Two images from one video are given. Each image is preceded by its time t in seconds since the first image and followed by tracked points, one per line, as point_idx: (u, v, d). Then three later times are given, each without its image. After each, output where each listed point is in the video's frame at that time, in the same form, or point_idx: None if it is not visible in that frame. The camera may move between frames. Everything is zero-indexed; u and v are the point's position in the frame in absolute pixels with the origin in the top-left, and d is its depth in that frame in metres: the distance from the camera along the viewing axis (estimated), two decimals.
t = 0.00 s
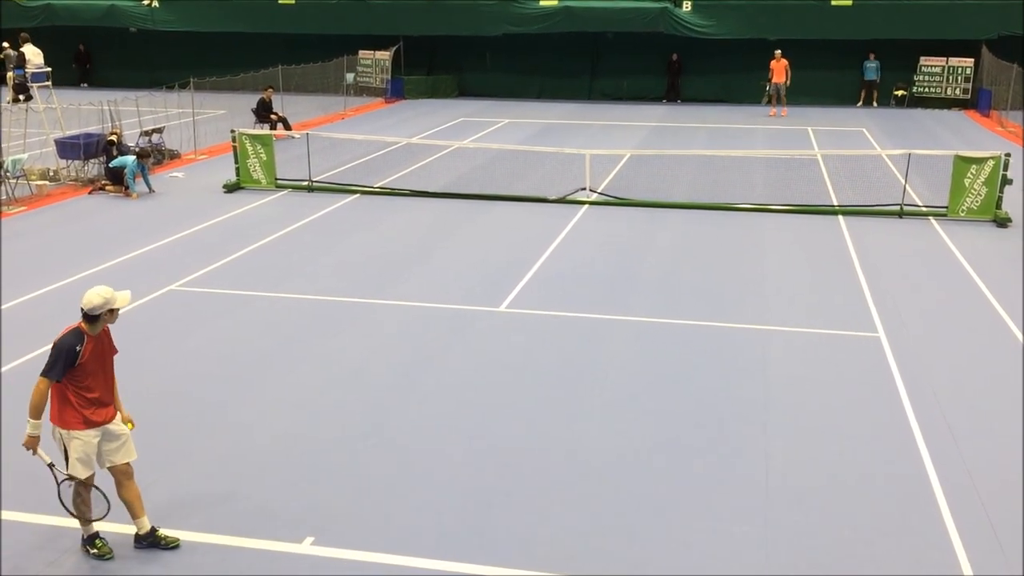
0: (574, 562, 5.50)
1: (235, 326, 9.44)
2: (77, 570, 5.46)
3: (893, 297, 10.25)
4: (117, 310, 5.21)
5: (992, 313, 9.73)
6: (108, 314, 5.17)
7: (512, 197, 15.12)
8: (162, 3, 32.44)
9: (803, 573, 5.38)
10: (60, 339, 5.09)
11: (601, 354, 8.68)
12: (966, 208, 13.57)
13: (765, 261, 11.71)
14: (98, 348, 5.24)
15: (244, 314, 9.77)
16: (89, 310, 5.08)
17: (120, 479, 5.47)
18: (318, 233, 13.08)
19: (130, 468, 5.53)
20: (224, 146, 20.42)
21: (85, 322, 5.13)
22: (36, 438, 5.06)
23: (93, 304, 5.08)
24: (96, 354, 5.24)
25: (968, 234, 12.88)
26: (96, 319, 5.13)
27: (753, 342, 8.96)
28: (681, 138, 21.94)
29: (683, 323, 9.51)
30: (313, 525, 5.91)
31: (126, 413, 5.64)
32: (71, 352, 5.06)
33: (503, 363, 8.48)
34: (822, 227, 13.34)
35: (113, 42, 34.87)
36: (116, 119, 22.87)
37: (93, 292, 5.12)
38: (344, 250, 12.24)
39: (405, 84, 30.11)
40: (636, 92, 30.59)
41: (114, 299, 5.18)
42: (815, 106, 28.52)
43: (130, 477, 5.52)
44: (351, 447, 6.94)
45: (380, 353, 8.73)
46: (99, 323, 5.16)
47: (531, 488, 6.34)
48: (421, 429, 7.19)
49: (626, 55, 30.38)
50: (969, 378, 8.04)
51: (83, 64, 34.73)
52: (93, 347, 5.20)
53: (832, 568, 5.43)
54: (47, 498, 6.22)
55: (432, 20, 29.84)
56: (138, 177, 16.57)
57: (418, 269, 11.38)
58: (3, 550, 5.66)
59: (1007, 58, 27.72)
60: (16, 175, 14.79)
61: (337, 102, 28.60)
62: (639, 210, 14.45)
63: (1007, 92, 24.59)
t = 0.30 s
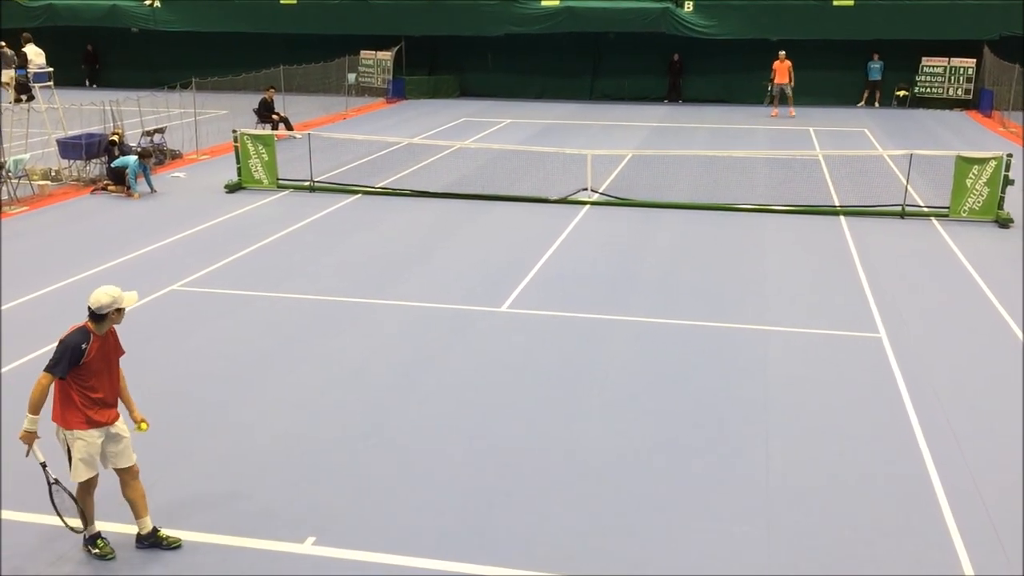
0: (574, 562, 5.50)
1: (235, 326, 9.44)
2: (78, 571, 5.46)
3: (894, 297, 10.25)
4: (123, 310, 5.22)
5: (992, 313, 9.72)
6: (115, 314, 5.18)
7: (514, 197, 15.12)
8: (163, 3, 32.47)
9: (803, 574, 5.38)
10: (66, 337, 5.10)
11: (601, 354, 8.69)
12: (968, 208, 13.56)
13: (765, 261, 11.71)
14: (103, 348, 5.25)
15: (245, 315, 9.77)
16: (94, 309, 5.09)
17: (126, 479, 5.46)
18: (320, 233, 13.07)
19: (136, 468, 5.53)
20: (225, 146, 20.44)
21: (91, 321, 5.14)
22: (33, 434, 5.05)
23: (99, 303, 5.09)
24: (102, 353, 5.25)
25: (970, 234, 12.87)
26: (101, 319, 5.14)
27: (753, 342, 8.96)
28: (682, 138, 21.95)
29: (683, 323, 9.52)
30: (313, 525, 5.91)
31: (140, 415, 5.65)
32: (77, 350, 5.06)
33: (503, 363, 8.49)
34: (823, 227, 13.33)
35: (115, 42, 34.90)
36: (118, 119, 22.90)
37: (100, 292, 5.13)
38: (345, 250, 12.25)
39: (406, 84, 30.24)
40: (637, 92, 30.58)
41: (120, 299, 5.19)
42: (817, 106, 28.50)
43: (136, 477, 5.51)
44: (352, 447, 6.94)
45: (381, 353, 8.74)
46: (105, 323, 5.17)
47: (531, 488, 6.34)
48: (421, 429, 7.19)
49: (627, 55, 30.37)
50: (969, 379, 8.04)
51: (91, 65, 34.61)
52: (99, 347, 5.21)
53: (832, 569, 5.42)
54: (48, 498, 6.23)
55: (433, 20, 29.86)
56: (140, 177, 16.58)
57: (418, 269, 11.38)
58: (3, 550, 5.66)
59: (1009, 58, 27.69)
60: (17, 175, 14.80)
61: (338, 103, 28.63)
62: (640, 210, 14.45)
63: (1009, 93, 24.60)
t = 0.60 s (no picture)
0: (577, 562, 5.51)
1: (237, 326, 9.45)
2: (80, 570, 5.46)
3: (896, 297, 10.25)
4: (141, 320, 5.24)
5: (994, 313, 9.72)
6: (131, 323, 5.21)
7: (515, 197, 15.13)
8: (165, 3, 32.51)
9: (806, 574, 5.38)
10: (77, 339, 5.16)
11: (603, 354, 8.69)
12: (969, 208, 13.56)
13: (767, 261, 11.72)
14: (114, 352, 5.28)
15: (247, 315, 9.78)
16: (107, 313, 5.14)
17: (140, 475, 5.47)
18: (321, 233, 13.08)
19: (149, 464, 5.53)
20: (226, 146, 20.45)
21: (102, 326, 5.18)
22: (39, 438, 5.07)
23: (116, 309, 5.14)
24: (111, 357, 5.27)
25: (971, 235, 12.88)
26: (114, 324, 5.18)
27: (755, 342, 8.96)
28: (684, 138, 21.94)
29: (685, 323, 9.52)
30: (316, 525, 5.92)
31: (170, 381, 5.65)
32: (86, 352, 5.12)
33: (505, 363, 8.49)
34: (825, 227, 13.33)
35: (117, 43, 34.92)
36: (120, 120, 22.93)
37: (117, 297, 5.18)
38: (347, 250, 12.26)
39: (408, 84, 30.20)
40: (639, 92, 30.58)
41: (141, 311, 5.21)
42: (818, 106, 28.48)
43: (150, 472, 5.51)
44: (354, 447, 6.94)
45: (383, 353, 8.74)
46: (119, 328, 5.20)
47: (534, 488, 6.35)
48: (423, 430, 7.20)
49: (628, 55, 30.37)
50: (973, 379, 8.04)
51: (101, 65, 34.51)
52: (109, 350, 5.24)
53: (833, 569, 5.43)
54: (50, 498, 6.23)
55: (435, 20, 29.86)
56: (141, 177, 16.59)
57: (420, 269, 11.39)
58: (6, 550, 5.66)
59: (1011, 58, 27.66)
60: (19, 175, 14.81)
61: (340, 103, 28.56)
62: (641, 210, 14.46)
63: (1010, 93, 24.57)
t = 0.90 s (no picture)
0: (576, 562, 5.50)
1: (238, 326, 9.46)
2: (79, 570, 5.46)
3: (897, 297, 10.25)
4: (177, 335, 5.23)
5: (995, 313, 9.71)
6: (167, 335, 5.19)
7: (516, 197, 15.14)
8: (166, 3, 32.53)
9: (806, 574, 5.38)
10: (110, 341, 5.15)
11: (603, 354, 8.69)
12: (970, 209, 13.55)
13: (767, 262, 11.72)
14: (143, 360, 5.29)
15: (248, 315, 9.79)
16: (145, 323, 5.13)
17: (144, 481, 5.47)
18: (322, 233, 13.09)
19: (153, 471, 5.53)
20: (227, 147, 20.45)
21: (135, 334, 5.18)
22: (80, 445, 5.04)
23: (154, 320, 5.13)
24: (138, 365, 5.28)
25: (971, 235, 12.87)
26: (149, 335, 5.17)
27: (755, 342, 8.96)
28: (684, 138, 21.93)
29: (686, 323, 9.53)
30: (316, 525, 5.92)
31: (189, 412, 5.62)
32: (118, 358, 5.12)
33: (506, 363, 8.50)
34: (825, 228, 13.34)
35: (118, 43, 34.93)
36: (121, 120, 22.93)
37: (159, 309, 5.17)
38: (348, 250, 12.26)
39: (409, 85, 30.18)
40: (639, 93, 30.58)
41: (179, 325, 5.19)
42: (819, 107, 28.48)
43: (154, 480, 5.51)
44: (354, 446, 6.95)
45: (383, 353, 8.74)
46: (153, 338, 5.19)
47: (535, 489, 6.34)
48: (423, 430, 7.20)
49: (629, 56, 30.37)
50: (973, 379, 8.03)
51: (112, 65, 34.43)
52: (137, 357, 5.24)
53: (833, 569, 5.42)
54: (50, 498, 6.23)
55: (435, 20, 29.88)
56: (142, 177, 16.60)
57: (421, 269, 11.40)
58: (6, 550, 5.67)
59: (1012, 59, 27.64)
60: (20, 175, 14.83)
61: (341, 104, 28.63)
62: (642, 211, 14.46)
63: (1011, 93, 24.50)
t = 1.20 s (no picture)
0: (576, 562, 5.51)
1: (239, 326, 9.47)
2: (79, 570, 5.46)
3: (897, 298, 10.26)
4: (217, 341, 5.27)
5: (995, 314, 9.71)
6: (207, 343, 5.22)
7: (516, 198, 15.15)
8: (166, 3, 32.55)
9: (806, 574, 5.38)
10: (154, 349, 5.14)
11: (603, 354, 8.69)
12: (970, 210, 13.55)
13: (767, 262, 11.73)
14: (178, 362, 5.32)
15: (249, 315, 9.80)
16: (192, 333, 5.16)
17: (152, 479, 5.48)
18: (323, 233, 13.11)
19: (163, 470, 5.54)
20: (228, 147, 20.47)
21: (179, 342, 5.19)
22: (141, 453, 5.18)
23: (197, 329, 5.15)
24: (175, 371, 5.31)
25: (972, 236, 12.88)
26: (192, 344, 5.20)
27: (755, 342, 8.96)
28: (684, 139, 21.94)
29: (685, 323, 9.54)
30: (318, 526, 5.92)
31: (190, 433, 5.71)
32: (163, 366, 5.15)
33: (507, 363, 8.51)
34: (825, 228, 13.35)
35: (118, 45, 34.94)
36: (122, 120, 22.93)
37: (205, 318, 5.18)
38: (348, 250, 12.27)
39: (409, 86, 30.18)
40: (640, 93, 30.59)
41: (219, 332, 5.24)
42: (819, 107, 28.50)
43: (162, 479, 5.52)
44: (355, 446, 6.96)
45: (383, 354, 8.74)
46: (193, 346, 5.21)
47: (535, 489, 6.34)
48: (424, 430, 7.20)
49: (629, 56, 30.38)
50: (973, 379, 8.03)
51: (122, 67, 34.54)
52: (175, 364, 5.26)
53: (833, 569, 5.42)
54: (48, 498, 6.23)
55: (436, 21, 29.90)
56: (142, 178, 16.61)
57: (421, 270, 11.41)
58: (8, 549, 5.67)
59: (1012, 60, 27.65)
60: (21, 176, 14.84)
61: (341, 104, 28.66)
62: (642, 211, 14.47)
63: (1011, 94, 24.52)
